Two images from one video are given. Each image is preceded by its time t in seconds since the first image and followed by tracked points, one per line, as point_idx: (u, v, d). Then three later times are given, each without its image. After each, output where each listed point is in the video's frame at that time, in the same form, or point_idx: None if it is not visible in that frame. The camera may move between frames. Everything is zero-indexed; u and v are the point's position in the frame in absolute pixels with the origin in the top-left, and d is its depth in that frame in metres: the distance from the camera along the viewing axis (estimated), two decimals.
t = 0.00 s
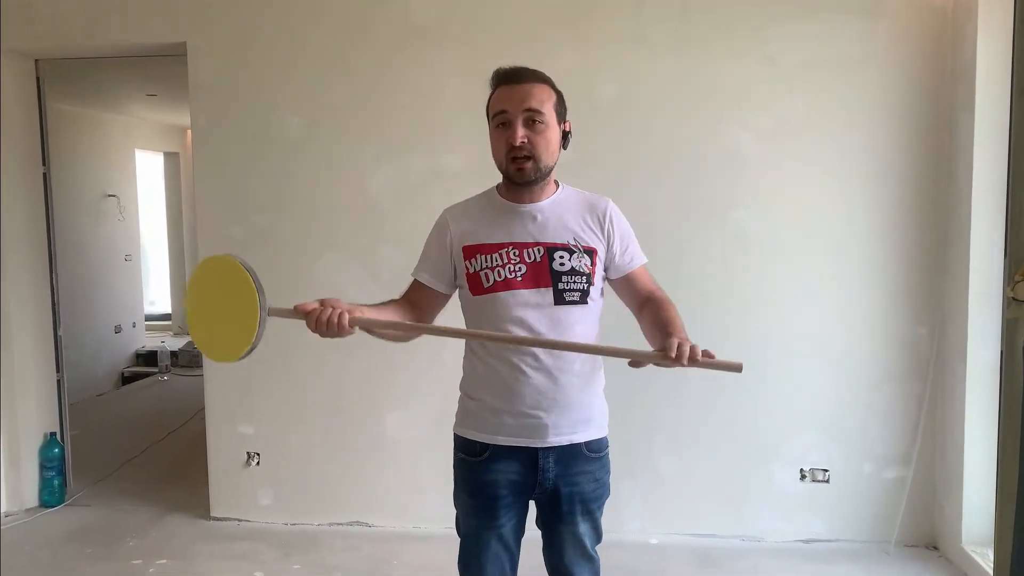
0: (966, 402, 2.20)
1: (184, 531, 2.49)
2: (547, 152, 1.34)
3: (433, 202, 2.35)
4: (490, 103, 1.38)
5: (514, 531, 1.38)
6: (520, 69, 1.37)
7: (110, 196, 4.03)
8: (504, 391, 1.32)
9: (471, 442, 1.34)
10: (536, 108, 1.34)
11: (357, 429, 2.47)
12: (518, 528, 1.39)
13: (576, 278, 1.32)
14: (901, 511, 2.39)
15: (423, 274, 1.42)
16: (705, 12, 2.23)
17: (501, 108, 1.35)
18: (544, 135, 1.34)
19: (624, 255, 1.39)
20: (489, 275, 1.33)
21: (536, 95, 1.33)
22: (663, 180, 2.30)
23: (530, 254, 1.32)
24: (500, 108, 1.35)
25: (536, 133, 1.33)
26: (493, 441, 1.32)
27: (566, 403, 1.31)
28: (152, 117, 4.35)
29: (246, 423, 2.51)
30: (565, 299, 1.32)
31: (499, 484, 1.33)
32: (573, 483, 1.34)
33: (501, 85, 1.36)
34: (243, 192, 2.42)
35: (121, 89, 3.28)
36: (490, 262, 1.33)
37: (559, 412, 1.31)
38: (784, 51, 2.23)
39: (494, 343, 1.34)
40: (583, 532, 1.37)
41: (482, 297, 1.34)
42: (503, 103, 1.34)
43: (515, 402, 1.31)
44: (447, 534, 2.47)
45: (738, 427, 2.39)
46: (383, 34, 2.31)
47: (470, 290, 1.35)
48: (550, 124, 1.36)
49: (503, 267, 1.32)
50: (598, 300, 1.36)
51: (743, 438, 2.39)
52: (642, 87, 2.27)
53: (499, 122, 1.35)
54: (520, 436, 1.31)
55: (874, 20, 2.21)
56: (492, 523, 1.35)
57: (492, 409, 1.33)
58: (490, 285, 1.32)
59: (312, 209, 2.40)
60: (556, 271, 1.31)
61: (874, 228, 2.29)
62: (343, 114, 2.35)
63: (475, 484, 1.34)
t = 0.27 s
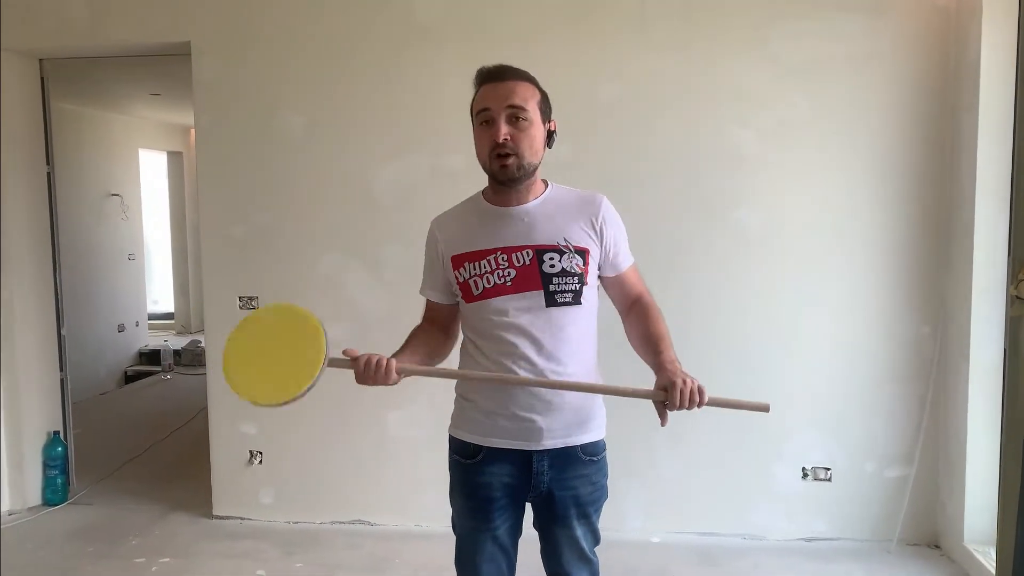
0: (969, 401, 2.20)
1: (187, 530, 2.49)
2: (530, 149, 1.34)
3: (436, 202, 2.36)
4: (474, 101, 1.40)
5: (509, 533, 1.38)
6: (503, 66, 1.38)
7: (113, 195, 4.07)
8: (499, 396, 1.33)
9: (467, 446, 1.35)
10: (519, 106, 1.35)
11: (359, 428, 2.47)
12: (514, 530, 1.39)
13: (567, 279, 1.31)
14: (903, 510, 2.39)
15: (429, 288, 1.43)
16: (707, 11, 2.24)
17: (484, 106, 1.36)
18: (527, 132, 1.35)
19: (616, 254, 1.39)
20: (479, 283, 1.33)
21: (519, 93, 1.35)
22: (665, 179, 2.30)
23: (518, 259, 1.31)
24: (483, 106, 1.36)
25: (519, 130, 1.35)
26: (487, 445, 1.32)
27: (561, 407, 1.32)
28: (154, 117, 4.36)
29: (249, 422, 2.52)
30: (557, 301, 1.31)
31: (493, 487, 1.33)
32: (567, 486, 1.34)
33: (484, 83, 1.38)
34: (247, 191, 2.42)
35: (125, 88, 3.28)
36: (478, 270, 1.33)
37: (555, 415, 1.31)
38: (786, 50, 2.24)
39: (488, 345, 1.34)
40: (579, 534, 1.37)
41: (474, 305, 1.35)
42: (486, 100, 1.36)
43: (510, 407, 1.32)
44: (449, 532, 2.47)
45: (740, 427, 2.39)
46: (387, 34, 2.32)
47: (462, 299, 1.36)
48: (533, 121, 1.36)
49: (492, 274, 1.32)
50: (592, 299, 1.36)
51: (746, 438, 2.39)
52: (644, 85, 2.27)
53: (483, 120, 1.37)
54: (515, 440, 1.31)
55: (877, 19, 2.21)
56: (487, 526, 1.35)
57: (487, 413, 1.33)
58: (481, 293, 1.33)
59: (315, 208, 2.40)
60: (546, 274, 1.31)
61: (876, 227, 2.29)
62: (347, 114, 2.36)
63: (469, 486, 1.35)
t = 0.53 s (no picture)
0: (969, 402, 2.20)
1: (188, 531, 2.49)
2: (515, 153, 1.33)
3: (437, 203, 2.36)
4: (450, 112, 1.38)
5: (507, 536, 1.38)
6: (476, 74, 1.36)
7: (115, 196, 4.09)
8: (495, 398, 1.33)
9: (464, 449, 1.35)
10: (497, 112, 1.33)
11: (360, 429, 2.47)
12: (512, 534, 1.39)
13: (560, 280, 1.31)
14: (903, 512, 2.39)
15: (422, 292, 1.44)
16: (708, 12, 2.24)
17: (462, 118, 1.35)
18: (509, 137, 1.33)
19: (610, 250, 1.37)
20: (471, 284, 1.34)
21: (495, 100, 1.33)
22: (666, 180, 2.30)
23: (511, 259, 1.32)
24: (460, 118, 1.35)
25: (500, 136, 1.33)
26: (483, 448, 1.33)
27: (557, 409, 1.32)
28: (155, 118, 4.36)
29: (250, 423, 2.52)
30: (549, 302, 1.31)
31: (490, 490, 1.33)
32: (564, 488, 1.33)
33: (458, 94, 1.36)
34: (248, 193, 2.42)
35: (127, 89, 3.29)
36: (470, 271, 1.34)
37: (551, 417, 1.32)
38: (787, 51, 2.24)
39: (484, 348, 1.35)
40: (577, 537, 1.36)
41: (467, 307, 1.35)
42: (463, 111, 1.34)
43: (506, 409, 1.32)
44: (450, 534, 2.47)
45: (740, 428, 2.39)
46: (387, 35, 2.32)
47: (456, 301, 1.37)
48: (514, 124, 1.35)
49: (485, 275, 1.33)
50: (586, 299, 1.36)
51: (746, 439, 2.39)
52: (645, 85, 2.27)
53: (464, 131, 1.36)
54: (512, 442, 1.31)
55: (877, 19, 2.21)
56: (485, 529, 1.35)
57: (484, 415, 1.34)
58: (474, 295, 1.34)
59: (316, 209, 2.40)
60: (538, 274, 1.31)
61: (876, 228, 2.29)
62: (348, 115, 2.36)
63: (466, 489, 1.35)
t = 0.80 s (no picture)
0: (968, 403, 2.21)
1: (187, 534, 2.48)
2: (519, 152, 1.34)
3: (436, 205, 2.36)
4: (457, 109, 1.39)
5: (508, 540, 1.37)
6: (484, 71, 1.37)
7: (114, 199, 4.10)
8: (496, 401, 1.33)
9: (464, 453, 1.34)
10: (503, 110, 1.34)
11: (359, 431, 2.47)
12: (513, 538, 1.39)
13: (563, 282, 1.31)
14: (904, 513, 2.39)
15: (417, 288, 1.40)
16: (707, 13, 2.24)
17: (467, 114, 1.35)
18: (514, 136, 1.34)
19: (609, 255, 1.40)
20: (473, 285, 1.32)
21: (502, 98, 1.34)
22: (666, 182, 2.30)
23: (513, 261, 1.32)
24: (466, 114, 1.35)
25: (506, 134, 1.34)
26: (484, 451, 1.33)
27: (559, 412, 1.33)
28: (154, 120, 4.37)
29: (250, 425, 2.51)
30: (552, 304, 1.31)
31: (492, 494, 1.32)
32: (566, 489, 1.34)
33: (465, 90, 1.36)
34: (247, 195, 2.42)
35: (127, 91, 3.29)
36: (471, 271, 1.33)
37: (552, 419, 1.32)
38: (786, 53, 2.24)
39: (483, 350, 1.33)
40: (579, 538, 1.36)
41: (467, 308, 1.33)
42: (470, 107, 1.35)
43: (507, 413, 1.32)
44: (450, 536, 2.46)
45: (740, 430, 2.39)
46: (387, 37, 2.32)
47: (455, 301, 1.35)
48: (520, 123, 1.36)
49: (487, 276, 1.32)
50: (585, 303, 1.36)
51: (746, 441, 2.39)
52: (645, 86, 2.27)
53: (469, 127, 1.36)
54: (514, 445, 1.32)
55: (877, 19, 2.21)
56: (488, 534, 1.34)
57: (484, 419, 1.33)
58: (475, 296, 1.32)
59: (315, 211, 2.40)
60: (541, 276, 1.31)
61: (875, 230, 2.29)
62: (347, 116, 2.36)
63: (468, 494, 1.34)
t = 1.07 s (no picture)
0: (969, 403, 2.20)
1: (188, 535, 2.49)
2: (513, 159, 1.33)
3: (436, 205, 2.36)
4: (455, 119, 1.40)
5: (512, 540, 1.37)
6: (479, 79, 1.37)
7: (114, 200, 4.11)
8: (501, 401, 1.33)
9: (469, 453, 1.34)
10: (494, 119, 1.34)
11: (360, 432, 2.47)
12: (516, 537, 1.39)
13: (568, 283, 1.31)
14: (905, 514, 2.39)
15: (423, 289, 1.39)
16: (706, 13, 2.24)
17: (462, 124, 1.37)
18: (507, 144, 1.33)
19: (613, 257, 1.40)
20: (479, 285, 1.32)
21: (493, 107, 1.34)
22: (665, 182, 2.30)
23: (519, 262, 1.31)
24: (461, 125, 1.37)
25: (497, 143, 1.34)
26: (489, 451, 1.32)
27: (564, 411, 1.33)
28: (154, 121, 4.37)
29: (250, 426, 2.52)
30: (557, 305, 1.31)
31: (497, 493, 1.33)
32: (570, 489, 1.34)
33: (461, 100, 1.38)
34: (248, 196, 2.43)
35: (127, 93, 3.30)
36: (478, 271, 1.32)
37: (557, 419, 1.32)
38: (785, 53, 2.24)
39: (488, 350, 1.33)
40: (582, 538, 1.36)
41: (473, 308, 1.33)
42: (463, 118, 1.36)
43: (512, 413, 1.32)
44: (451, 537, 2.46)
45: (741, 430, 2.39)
46: (387, 38, 2.32)
47: (462, 302, 1.35)
48: (513, 131, 1.35)
49: (493, 277, 1.32)
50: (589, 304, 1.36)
51: (747, 441, 2.39)
52: (644, 87, 2.27)
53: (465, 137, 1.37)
54: (519, 444, 1.31)
55: (876, 19, 2.21)
56: (492, 533, 1.34)
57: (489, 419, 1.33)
58: (481, 296, 1.32)
59: (315, 212, 2.41)
60: (547, 277, 1.31)
61: (876, 230, 2.29)
62: (347, 118, 2.36)
63: (472, 493, 1.34)
